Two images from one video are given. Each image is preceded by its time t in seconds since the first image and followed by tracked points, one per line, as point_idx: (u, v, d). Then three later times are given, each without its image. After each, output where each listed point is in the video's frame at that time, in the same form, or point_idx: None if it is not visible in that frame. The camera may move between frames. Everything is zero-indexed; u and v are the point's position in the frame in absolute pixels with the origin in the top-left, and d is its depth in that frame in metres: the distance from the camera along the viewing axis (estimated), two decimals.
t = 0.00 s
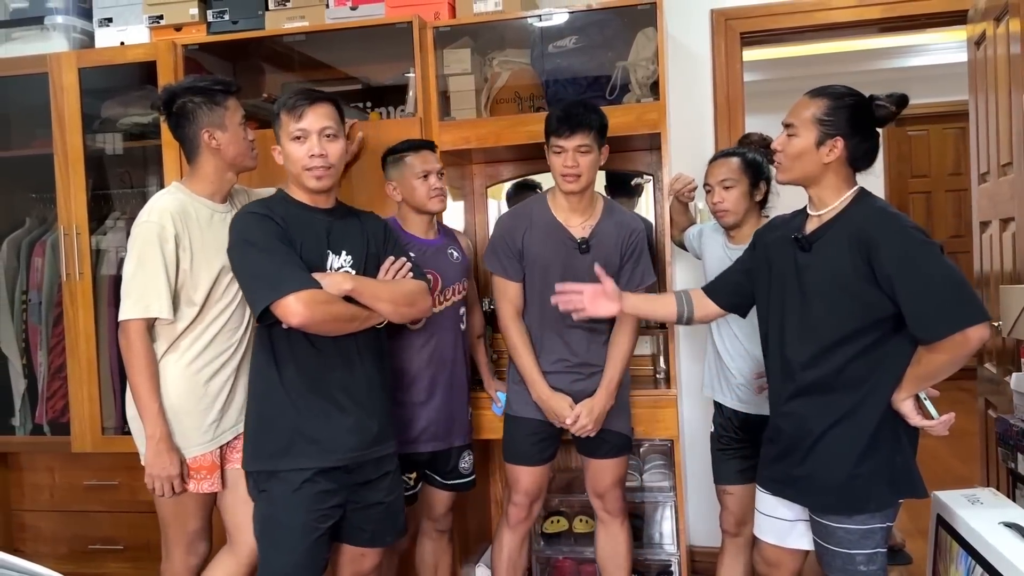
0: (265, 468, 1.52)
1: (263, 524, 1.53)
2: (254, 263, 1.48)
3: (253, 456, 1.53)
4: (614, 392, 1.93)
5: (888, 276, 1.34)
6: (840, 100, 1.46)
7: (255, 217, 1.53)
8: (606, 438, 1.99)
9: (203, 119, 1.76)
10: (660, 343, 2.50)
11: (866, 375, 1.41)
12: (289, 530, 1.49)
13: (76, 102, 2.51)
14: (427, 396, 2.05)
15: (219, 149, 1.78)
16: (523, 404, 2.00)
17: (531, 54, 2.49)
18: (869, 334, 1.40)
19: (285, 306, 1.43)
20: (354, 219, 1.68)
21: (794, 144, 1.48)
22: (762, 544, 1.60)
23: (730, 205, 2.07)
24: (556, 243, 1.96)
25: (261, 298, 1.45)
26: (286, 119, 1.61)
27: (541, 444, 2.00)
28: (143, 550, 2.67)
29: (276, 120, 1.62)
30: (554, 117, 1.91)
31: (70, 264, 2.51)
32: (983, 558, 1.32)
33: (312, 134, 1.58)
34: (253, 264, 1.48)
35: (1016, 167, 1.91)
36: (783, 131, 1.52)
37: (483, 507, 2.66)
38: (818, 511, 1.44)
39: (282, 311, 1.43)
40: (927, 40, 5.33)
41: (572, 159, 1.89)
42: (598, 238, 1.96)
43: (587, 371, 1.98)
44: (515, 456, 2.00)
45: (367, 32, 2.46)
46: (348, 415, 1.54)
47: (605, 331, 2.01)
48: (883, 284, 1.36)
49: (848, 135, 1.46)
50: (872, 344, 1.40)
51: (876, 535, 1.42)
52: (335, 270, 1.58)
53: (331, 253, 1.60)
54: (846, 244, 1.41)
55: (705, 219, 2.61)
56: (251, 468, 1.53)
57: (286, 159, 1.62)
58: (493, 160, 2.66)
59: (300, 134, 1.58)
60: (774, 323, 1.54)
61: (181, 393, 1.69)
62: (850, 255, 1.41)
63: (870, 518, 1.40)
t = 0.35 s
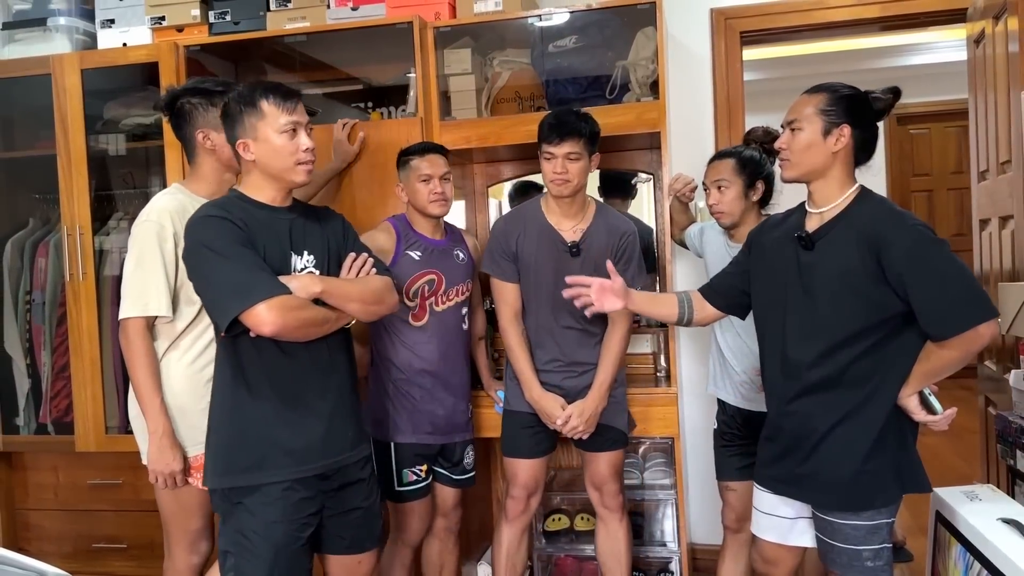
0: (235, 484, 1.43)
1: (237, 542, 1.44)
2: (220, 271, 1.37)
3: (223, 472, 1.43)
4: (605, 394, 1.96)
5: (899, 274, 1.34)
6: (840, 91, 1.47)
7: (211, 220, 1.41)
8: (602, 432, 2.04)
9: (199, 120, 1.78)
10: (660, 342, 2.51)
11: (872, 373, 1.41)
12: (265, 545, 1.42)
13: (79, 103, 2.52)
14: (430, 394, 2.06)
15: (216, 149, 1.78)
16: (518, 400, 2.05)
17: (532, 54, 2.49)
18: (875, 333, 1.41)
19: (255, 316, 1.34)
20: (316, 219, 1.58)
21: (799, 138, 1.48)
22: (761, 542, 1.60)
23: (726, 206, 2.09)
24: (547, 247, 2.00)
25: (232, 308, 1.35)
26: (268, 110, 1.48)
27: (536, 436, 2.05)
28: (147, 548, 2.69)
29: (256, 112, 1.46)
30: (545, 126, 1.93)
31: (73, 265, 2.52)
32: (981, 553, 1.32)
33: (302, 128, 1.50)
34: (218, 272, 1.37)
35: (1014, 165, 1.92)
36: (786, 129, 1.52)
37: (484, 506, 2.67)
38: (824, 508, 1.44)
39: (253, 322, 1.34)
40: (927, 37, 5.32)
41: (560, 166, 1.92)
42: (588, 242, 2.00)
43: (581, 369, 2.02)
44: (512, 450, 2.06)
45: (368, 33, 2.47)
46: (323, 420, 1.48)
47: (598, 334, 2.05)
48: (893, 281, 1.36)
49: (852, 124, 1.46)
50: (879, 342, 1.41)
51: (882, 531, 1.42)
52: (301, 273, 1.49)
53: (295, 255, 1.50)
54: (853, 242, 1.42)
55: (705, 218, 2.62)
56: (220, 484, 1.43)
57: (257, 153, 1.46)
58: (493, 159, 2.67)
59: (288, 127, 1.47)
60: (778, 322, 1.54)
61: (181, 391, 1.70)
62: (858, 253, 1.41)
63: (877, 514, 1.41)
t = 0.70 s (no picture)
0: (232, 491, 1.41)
1: (242, 548, 1.43)
2: (209, 277, 1.34)
3: (218, 480, 1.41)
4: (594, 386, 2.00)
5: (892, 269, 1.34)
6: (838, 87, 1.48)
7: (193, 222, 1.39)
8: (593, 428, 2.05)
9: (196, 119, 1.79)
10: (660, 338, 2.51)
11: (868, 369, 1.42)
12: (268, 548, 1.42)
13: (79, 102, 2.52)
14: (426, 391, 2.06)
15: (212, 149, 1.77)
16: (513, 399, 2.08)
17: (531, 51, 2.50)
18: (870, 329, 1.41)
19: (249, 324, 1.33)
20: (292, 216, 1.58)
21: (798, 131, 1.47)
22: (761, 539, 1.60)
23: (721, 203, 2.08)
24: (535, 244, 2.05)
25: (226, 313, 1.33)
26: (246, 100, 1.47)
27: (531, 436, 2.07)
28: (148, 546, 2.69)
29: (235, 101, 1.45)
30: (523, 122, 2.04)
31: (73, 263, 2.53)
32: (979, 549, 1.33)
33: (281, 119, 1.50)
34: (208, 277, 1.34)
35: (1012, 162, 1.92)
36: (784, 124, 1.52)
37: (484, 503, 2.67)
38: (824, 505, 1.44)
39: (248, 329, 1.33)
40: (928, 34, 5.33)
41: (539, 157, 2.00)
42: (575, 236, 2.03)
43: (572, 364, 2.06)
44: (509, 449, 2.07)
45: (368, 31, 2.47)
46: (315, 419, 1.48)
47: (588, 329, 2.07)
48: (885, 277, 1.35)
49: (852, 118, 1.46)
50: (874, 338, 1.41)
51: (883, 527, 1.42)
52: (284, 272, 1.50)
53: (276, 253, 1.50)
54: (845, 239, 1.42)
55: (704, 215, 2.62)
56: (215, 493, 1.41)
57: (236, 144, 1.45)
58: (493, 157, 2.67)
59: (268, 117, 1.47)
60: (776, 321, 1.55)
61: (180, 388, 1.72)
62: (850, 249, 1.41)
63: (877, 511, 1.41)
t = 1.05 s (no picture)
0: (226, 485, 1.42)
1: (236, 542, 1.43)
2: (204, 272, 1.34)
3: (212, 474, 1.41)
4: (593, 372, 2.00)
5: (871, 262, 1.33)
6: (827, 82, 1.47)
7: (189, 215, 1.38)
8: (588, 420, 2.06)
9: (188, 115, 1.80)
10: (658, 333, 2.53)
11: (857, 363, 1.40)
12: (260, 540, 1.42)
13: (75, 96, 2.51)
14: (420, 386, 2.05)
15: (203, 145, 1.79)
16: (511, 391, 2.10)
17: (529, 45, 2.50)
18: (858, 323, 1.40)
19: (243, 321, 1.33)
20: (290, 203, 1.58)
21: (790, 126, 1.47)
22: (756, 532, 1.60)
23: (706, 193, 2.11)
24: (529, 234, 2.05)
25: (220, 310, 1.33)
26: (228, 83, 1.47)
27: (531, 430, 2.07)
28: (145, 540, 2.70)
29: (218, 84, 1.46)
30: (511, 115, 2.06)
31: (69, 257, 2.52)
32: (976, 543, 1.33)
33: (265, 100, 1.50)
34: (202, 273, 1.34)
35: (1009, 156, 1.92)
36: (776, 117, 1.51)
37: (481, 497, 2.67)
38: (814, 499, 1.43)
39: (243, 326, 1.33)
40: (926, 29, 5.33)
41: (527, 149, 2.02)
42: (567, 224, 2.03)
43: (568, 356, 2.05)
44: (508, 444, 2.08)
45: (364, 24, 2.47)
46: (310, 414, 1.48)
47: (585, 319, 2.07)
48: (866, 270, 1.34)
49: (843, 112, 1.46)
50: (860, 333, 1.40)
51: (871, 522, 1.41)
52: (281, 265, 1.49)
53: (272, 245, 1.49)
54: (830, 232, 1.41)
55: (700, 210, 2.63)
56: (209, 487, 1.42)
57: (222, 129, 1.45)
58: (490, 151, 2.66)
59: (252, 98, 1.47)
60: (770, 316, 1.55)
61: (174, 382, 1.71)
62: (835, 243, 1.40)
63: (865, 505, 1.40)
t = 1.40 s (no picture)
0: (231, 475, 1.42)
1: (243, 532, 1.44)
2: (216, 265, 1.35)
3: (217, 464, 1.42)
4: (586, 369, 2.00)
5: (861, 258, 1.32)
6: (823, 79, 1.46)
7: (204, 211, 1.39)
8: (580, 416, 2.05)
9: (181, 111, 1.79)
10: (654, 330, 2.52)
11: (851, 359, 1.40)
12: (264, 531, 1.43)
13: (70, 91, 2.50)
14: (416, 382, 2.06)
15: (192, 140, 1.80)
16: (505, 387, 2.09)
17: (525, 40, 2.50)
18: (851, 318, 1.39)
19: (251, 312, 1.33)
20: (308, 202, 1.58)
21: (786, 122, 1.46)
22: (753, 528, 1.59)
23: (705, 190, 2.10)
24: (525, 230, 2.05)
25: (229, 301, 1.33)
26: (258, 86, 1.46)
27: (525, 426, 2.07)
28: (141, 536, 2.69)
29: (249, 87, 1.45)
30: (512, 111, 2.06)
31: (64, 253, 2.51)
32: (973, 540, 1.32)
33: (294, 104, 1.49)
34: (214, 266, 1.35)
35: (1007, 151, 1.92)
36: (771, 114, 1.50)
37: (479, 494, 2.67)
38: (810, 496, 1.43)
39: (251, 316, 1.33)
40: (922, 25, 5.33)
41: (527, 145, 2.01)
42: (564, 220, 2.03)
43: (561, 352, 2.05)
44: (503, 439, 2.08)
45: (360, 19, 2.46)
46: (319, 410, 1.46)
47: (580, 315, 2.07)
48: (857, 265, 1.34)
49: (840, 109, 1.45)
50: (854, 329, 1.39)
51: (866, 519, 1.40)
52: (295, 260, 1.49)
53: (288, 242, 1.49)
54: (822, 228, 1.41)
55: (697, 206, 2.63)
56: (214, 476, 1.42)
57: (248, 129, 1.45)
58: (486, 147, 2.66)
59: (281, 101, 1.46)
60: (766, 313, 1.54)
61: (171, 378, 1.70)
62: (827, 238, 1.40)
63: (860, 502, 1.39)
